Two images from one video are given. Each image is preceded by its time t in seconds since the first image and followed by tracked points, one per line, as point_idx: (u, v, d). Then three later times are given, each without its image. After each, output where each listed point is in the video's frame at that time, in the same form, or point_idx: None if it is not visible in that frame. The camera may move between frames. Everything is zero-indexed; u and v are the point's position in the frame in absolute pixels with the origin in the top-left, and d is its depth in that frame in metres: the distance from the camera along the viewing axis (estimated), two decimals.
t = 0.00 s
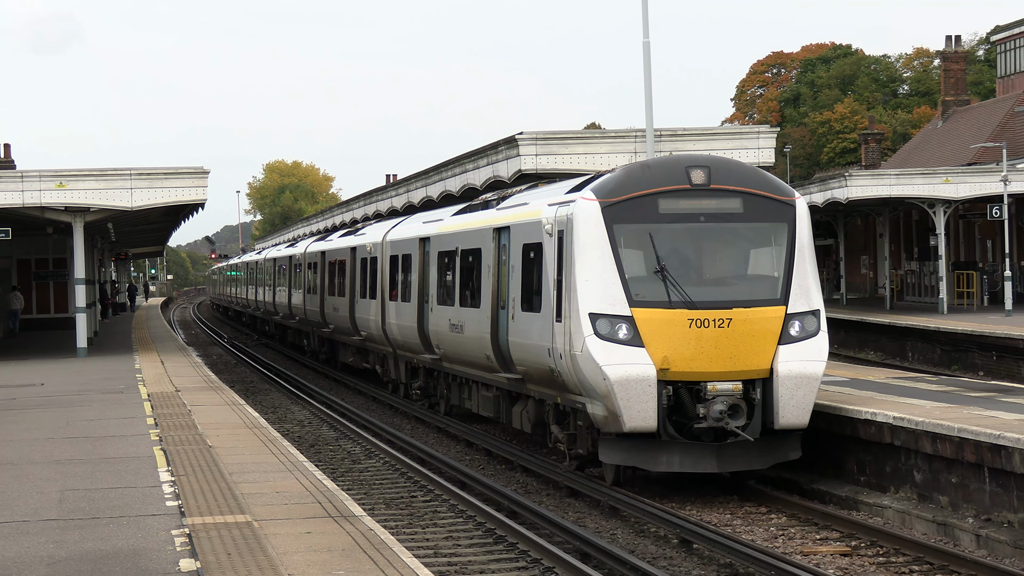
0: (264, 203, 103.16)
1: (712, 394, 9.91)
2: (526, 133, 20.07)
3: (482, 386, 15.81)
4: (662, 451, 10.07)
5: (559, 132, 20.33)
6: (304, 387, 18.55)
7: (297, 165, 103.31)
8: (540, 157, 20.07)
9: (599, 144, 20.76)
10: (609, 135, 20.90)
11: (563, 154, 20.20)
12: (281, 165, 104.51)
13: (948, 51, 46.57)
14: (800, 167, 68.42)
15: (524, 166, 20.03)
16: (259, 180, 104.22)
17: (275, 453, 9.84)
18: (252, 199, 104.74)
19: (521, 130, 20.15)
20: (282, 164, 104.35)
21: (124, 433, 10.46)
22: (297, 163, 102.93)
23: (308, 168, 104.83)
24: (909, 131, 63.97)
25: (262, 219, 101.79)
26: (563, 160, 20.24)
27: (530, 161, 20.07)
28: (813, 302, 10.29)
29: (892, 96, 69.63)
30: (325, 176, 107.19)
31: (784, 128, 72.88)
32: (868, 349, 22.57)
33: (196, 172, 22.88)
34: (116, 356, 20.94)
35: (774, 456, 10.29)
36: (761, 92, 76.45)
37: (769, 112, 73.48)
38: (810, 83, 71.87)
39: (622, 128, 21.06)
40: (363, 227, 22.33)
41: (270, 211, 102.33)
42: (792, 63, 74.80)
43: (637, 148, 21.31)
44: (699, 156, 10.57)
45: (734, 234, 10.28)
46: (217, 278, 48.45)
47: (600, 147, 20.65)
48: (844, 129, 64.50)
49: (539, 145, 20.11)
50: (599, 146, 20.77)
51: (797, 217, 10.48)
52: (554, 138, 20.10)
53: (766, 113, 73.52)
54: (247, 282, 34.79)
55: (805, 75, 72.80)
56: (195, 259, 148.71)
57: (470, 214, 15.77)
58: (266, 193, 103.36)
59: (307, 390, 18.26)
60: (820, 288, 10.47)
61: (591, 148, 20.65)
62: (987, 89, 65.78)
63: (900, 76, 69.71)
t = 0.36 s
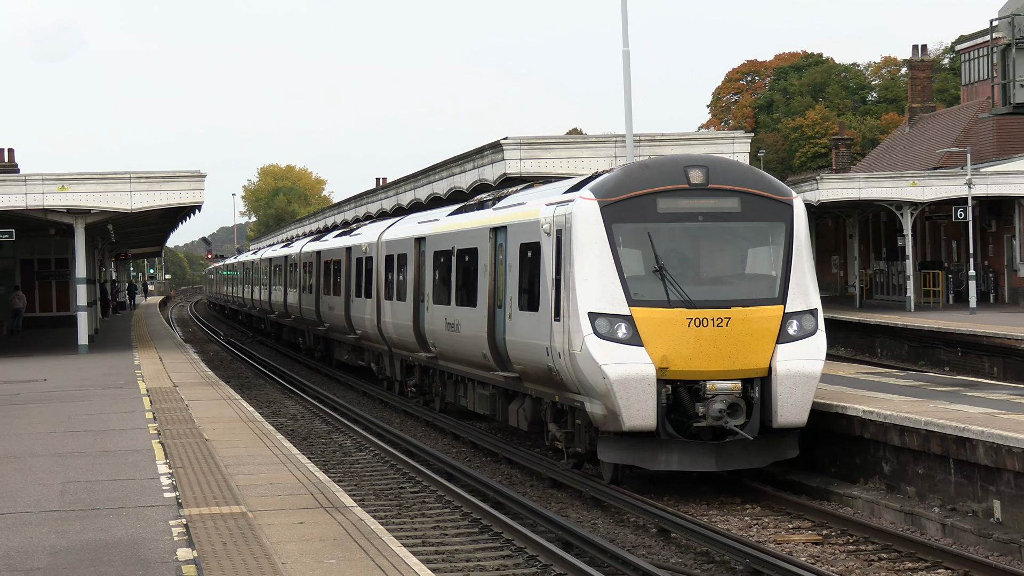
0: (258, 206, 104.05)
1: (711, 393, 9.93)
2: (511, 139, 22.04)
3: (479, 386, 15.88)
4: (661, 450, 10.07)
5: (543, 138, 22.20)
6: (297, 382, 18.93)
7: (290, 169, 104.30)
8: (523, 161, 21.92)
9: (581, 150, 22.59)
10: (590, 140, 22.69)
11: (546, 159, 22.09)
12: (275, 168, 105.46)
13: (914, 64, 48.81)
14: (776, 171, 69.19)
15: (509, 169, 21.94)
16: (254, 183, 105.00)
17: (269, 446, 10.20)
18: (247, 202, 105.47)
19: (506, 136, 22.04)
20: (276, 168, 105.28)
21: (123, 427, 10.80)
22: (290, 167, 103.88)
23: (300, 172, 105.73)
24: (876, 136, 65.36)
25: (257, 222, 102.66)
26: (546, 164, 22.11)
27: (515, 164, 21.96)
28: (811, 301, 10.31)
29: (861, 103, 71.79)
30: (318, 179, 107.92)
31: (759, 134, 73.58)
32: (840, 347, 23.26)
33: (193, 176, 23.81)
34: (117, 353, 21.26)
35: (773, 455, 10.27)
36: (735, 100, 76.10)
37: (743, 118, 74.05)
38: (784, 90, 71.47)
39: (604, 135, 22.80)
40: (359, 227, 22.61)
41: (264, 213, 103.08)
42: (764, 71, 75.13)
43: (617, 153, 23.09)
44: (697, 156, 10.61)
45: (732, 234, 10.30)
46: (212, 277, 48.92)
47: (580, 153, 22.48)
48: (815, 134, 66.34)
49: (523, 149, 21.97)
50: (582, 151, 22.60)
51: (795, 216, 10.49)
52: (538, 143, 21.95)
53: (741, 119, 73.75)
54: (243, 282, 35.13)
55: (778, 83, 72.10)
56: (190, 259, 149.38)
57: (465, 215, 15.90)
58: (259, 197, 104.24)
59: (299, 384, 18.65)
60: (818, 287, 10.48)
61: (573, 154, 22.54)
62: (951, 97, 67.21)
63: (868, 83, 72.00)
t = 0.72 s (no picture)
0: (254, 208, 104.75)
1: (711, 392, 9.91)
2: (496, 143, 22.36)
3: (475, 383, 16.13)
4: (660, 449, 10.06)
5: (526, 143, 22.75)
6: (291, 378, 19.25)
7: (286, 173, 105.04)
8: (507, 166, 22.51)
9: (561, 154, 23.32)
10: (571, 145, 23.42)
11: (529, 163, 22.78)
12: (270, 171, 106.11)
13: (885, 69, 50.25)
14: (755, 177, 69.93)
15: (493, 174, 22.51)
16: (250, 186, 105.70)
17: (262, 439, 10.55)
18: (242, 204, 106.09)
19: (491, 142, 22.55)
20: (271, 171, 105.97)
21: (122, 421, 11.14)
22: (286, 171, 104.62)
23: (295, 176, 106.38)
24: (847, 141, 66.28)
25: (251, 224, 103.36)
26: (529, 168, 22.80)
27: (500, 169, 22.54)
28: (809, 301, 10.31)
29: (832, 110, 71.74)
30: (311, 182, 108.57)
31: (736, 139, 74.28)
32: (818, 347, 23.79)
33: (191, 181, 24.25)
34: (117, 350, 21.52)
35: (771, 454, 10.26)
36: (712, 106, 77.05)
37: (720, 125, 74.32)
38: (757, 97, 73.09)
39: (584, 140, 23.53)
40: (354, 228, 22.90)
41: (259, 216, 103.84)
42: (741, 79, 75.56)
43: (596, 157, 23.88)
44: (695, 156, 10.58)
45: (730, 234, 10.28)
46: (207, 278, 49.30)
47: (562, 157, 23.20)
48: (788, 139, 66.81)
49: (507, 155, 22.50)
50: (562, 156, 23.33)
51: (792, 216, 10.48)
52: (521, 148, 22.54)
53: (717, 125, 74.25)
54: (239, 281, 35.47)
55: (754, 89, 73.66)
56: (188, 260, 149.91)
57: (460, 215, 16.13)
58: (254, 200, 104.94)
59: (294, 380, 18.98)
60: (816, 287, 10.47)
61: (554, 158, 23.25)
62: (920, 103, 68.01)
63: (839, 90, 72.00)
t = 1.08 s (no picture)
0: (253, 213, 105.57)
1: (709, 391, 9.98)
2: (485, 150, 23.11)
3: (473, 381, 16.53)
4: (658, 446, 10.18)
5: (514, 150, 23.34)
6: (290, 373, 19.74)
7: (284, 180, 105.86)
8: (496, 172, 23.14)
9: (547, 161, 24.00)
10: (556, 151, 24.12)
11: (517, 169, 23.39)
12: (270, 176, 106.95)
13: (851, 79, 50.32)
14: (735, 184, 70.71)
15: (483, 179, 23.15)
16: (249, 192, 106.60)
17: (262, 433, 11.03)
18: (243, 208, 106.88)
19: (479, 148, 23.18)
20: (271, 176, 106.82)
21: (129, 415, 11.62)
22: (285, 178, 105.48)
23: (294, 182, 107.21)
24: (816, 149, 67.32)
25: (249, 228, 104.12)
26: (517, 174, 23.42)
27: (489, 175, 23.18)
28: (805, 301, 10.41)
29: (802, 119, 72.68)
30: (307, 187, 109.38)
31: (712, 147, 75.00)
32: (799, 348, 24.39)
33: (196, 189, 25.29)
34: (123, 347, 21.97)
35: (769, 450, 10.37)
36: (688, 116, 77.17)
37: (696, 133, 74.86)
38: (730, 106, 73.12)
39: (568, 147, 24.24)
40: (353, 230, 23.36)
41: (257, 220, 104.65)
42: (715, 90, 76.27)
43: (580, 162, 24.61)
44: (692, 158, 10.68)
45: (727, 235, 10.38)
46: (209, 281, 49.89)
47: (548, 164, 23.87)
48: (760, 147, 67.81)
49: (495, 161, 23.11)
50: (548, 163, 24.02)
51: (787, 218, 10.60)
52: (510, 154, 23.14)
53: (693, 133, 74.80)
54: (239, 282, 35.97)
55: (726, 99, 74.10)
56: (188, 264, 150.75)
57: (458, 218, 16.54)
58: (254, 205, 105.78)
59: (292, 376, 19.44)
60: (812, 287, 10.58)
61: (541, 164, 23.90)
62: (884, 112, 69.05)
63: (808, 101, 72.82)
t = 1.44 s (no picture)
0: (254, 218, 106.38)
1: (705, 389, 10.31)
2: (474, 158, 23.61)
3: (471, 378, 17.01)
4: (655, 444, 10.43)
5: (501, 159, 23.87)
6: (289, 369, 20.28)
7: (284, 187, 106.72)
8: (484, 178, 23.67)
9: (534, 169, 24.55)
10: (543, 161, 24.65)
11: (505, 176, 23.91)
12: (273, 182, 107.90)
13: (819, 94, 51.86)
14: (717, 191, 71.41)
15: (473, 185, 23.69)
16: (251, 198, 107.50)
17: (264, 424, 11.57)
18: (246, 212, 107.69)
19: (469, 157, 23.72)
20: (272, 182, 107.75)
21: (137, 407, 12.18)
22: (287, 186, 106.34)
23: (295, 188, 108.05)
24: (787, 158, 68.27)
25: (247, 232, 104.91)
26: (506, 181, 23.93)
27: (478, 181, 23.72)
28: (798, 302, 10.76)
29: (774, 129, 73.20)
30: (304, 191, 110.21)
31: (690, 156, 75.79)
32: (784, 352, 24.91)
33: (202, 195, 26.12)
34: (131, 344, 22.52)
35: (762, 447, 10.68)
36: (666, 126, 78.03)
37: (674, 142, 75.73)
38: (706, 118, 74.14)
39: (553, 157, 24.77)
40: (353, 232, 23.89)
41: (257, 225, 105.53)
42: (692, 101, 76.96)
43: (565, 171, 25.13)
44: (687, 163, 11.06)
45: (723, 237, 10.73)
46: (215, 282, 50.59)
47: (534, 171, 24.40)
48: (734, 156, 68.67)
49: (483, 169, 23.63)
50: (535, 171, 24.56)
51: (780, 221, 10.97)
52: (497, 162, 23.67)
53: (671, 142, 75.54)
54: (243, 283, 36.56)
55: (704, 110, 74.81)
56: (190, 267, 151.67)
57: (456, 221, 17.07)
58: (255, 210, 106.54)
59: (292, 372, 19.99)
60: (804, 288, 10.94)
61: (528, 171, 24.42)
62: (851, 123, 70.00)
63: (780, 112, 73.49)
